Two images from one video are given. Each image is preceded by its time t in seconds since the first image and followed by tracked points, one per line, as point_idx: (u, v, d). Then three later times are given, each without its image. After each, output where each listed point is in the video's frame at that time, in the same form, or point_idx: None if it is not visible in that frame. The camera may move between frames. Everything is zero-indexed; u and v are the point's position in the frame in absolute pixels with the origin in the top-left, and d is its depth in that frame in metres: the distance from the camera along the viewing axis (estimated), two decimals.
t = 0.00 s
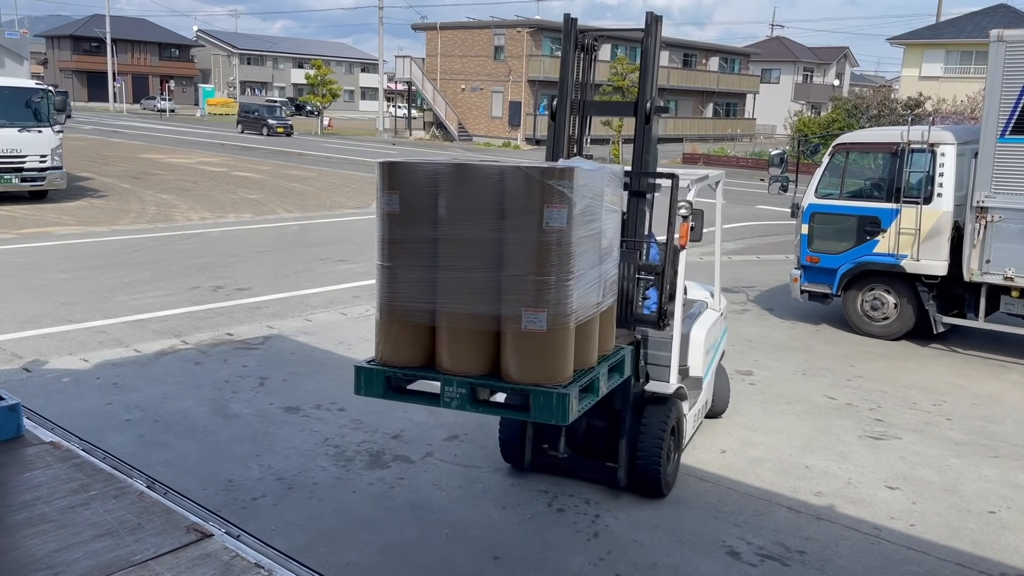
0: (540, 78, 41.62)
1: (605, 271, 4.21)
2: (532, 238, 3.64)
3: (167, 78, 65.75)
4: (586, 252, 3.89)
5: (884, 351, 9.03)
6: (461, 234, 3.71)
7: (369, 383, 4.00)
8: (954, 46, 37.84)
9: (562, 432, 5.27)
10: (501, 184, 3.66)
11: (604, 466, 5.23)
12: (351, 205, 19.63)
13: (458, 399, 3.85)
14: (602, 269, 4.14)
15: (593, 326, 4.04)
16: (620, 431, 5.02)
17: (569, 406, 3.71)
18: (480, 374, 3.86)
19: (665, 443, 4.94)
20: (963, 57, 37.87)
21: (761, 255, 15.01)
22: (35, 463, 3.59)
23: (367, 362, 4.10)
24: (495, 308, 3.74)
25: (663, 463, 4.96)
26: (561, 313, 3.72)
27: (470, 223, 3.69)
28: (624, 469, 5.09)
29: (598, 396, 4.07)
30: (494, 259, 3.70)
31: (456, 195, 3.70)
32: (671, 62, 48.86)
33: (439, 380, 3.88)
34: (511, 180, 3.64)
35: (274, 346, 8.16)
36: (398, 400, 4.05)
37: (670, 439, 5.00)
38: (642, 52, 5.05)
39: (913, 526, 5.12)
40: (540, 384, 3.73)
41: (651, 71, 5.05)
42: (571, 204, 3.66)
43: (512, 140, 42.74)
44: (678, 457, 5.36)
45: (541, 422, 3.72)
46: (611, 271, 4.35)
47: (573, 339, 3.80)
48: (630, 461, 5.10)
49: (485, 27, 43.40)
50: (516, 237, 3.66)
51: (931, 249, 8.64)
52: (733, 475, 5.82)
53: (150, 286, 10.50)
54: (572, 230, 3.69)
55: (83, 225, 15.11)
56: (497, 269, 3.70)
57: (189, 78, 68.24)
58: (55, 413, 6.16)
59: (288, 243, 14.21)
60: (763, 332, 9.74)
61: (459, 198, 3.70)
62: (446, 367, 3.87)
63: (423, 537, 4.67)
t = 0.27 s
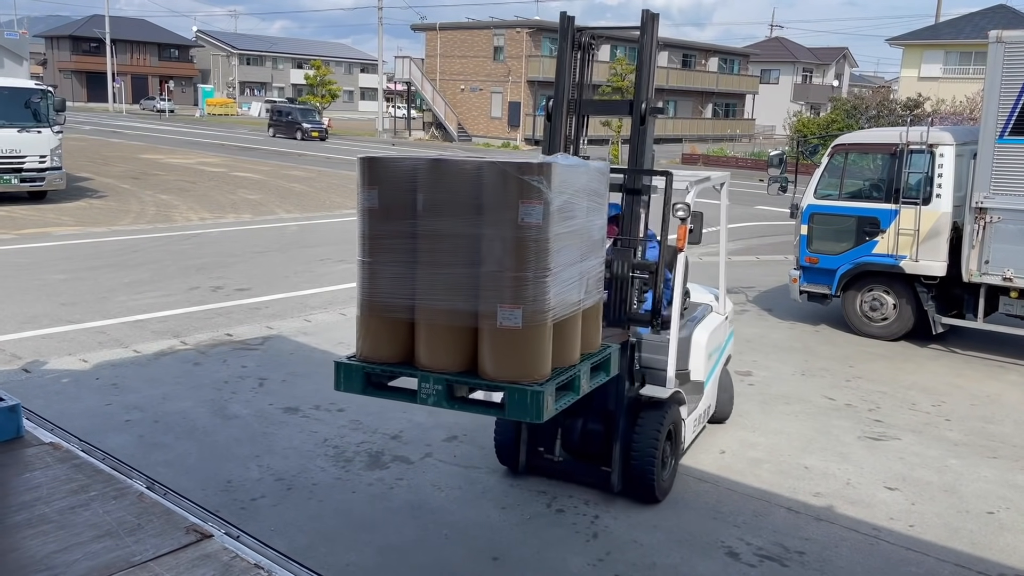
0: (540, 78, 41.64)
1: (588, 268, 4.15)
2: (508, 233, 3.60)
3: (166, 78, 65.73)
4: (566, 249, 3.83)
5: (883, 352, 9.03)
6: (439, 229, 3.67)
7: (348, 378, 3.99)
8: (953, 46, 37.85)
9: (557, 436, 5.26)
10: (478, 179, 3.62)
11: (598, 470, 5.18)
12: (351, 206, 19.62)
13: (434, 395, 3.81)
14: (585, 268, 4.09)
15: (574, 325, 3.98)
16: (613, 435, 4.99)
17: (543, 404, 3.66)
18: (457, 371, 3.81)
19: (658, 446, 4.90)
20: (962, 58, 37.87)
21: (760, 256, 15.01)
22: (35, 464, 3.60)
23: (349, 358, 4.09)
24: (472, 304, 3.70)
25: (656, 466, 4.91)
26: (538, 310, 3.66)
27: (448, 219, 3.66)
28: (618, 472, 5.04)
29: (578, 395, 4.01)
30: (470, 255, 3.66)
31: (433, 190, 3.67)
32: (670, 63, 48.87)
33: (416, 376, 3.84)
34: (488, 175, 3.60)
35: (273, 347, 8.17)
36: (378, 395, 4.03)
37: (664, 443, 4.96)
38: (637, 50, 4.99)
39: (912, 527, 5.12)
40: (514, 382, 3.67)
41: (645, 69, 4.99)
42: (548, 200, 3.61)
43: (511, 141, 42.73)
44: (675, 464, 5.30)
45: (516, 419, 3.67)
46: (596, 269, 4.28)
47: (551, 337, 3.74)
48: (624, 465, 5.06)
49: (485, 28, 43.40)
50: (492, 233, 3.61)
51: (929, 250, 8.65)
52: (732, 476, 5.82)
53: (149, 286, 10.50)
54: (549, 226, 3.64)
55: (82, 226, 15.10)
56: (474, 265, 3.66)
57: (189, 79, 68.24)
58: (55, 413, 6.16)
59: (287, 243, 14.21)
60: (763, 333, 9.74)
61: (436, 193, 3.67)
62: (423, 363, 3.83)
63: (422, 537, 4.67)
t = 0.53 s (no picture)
0: (538, 78, 41.63)
1: (570, 268, 4.09)
2: (483, 229, 3.56)
3: (164, 78, 65.68)
4: (545, 247, 3.78)
5: (880, 352, 9.04)
6: (414, 225, 3.65)
7: (326, 374, 3.96)
8: (951, 47, 37.89)
9: (551, 438, 5.23)
10: (454, 176, 3.60)
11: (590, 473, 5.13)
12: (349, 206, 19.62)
13: (409, 393, 3.77)
14: (566, 267, 4.04)
15: (553, 324, 3.92)
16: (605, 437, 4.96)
17: (516, 404, 3.60)
18: (432, 368, 3.77)
19: (650, 449, 4.85)
20: (960, 58, 37.91)
21: (758, 256, 15.03)
22: (33, 463, 3.59)
23: (328, 354, 4.06)
24: (447, 302, 3.66)
25: (648, 469, 4.86)
26: (513, 308, 3.61)
27: (423, 215, 3.64)
28: (609, 476, 5.00)
29: (557, 395, 3.94)
30: (445, 251, 3.63)
31: (410, 186, 3.65)
32: (668, 63, 48.89)
33: (391, 373, 3.80)
34: (463, 172, 3.58)
35: (271, 347, 8.17)
36: (355, 393, 4.00)
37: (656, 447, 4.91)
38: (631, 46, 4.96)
39: (909, 526, 5.13)
40: (487, 381, 3.62)
41: (640, 64, 4.96)
42: (522, 198, 3.57)
43: (509, 141, 42.73)
44: (669, 469, 5.25)
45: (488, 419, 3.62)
46: (580, 268, 4.23)
47: (526, 336, 3.69)
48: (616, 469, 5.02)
49: (483, 28, 43.40)
50: (467, 230, 3.58)
51: (928, 249, 8.66)
52: (730, 475, 5.83)
53: (147, 286, 10.50)
54: (526, 224, 3.60)
55: (80, 226, 15.09)
56: (449, 261, 3.63)
57: (187, 79, 68.19)
58: (52, 413, 6.16)
59: (285, 243, 14.21)
60: (760, 333, 9.75)
61: (412, 189, 3.65)
62: (398, 360, 3.80)
63: (420, 537, 4.67)
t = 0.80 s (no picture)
0: (535, 78, 41.63)
1: (547, 272, 3.97)
2: (451, 233, 3.45)
3: (161, 77, 65.59)
4: (518, 251, 3.66)
5: (876, 351, 9.06)
6: (383, 228, 3.56)
7: (302, 376, 3.90)
8: (947, 47, 37.96)
9: (543, 441, 5.22)
10: (422, 178, 3.49)
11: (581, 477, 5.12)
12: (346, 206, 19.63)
13: (379, 398, 3.68)
14: (544, 270, 3.92)
15: (531, 329, 3.81)
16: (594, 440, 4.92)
17: (486, 410, 3.49)
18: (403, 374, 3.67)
19: (639, 453, 4.79)
20: (957, 59, 37.97)
21: (755, 256, 15.05)
22: (28, 463, 3.59)
23: (304, 358, 3.99)
24: (415, 306, 3.56)
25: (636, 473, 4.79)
26: (482, 313, 3.50)
27: (391, 218, 3.54)
28: (597, 481, 4.96)
29: (531, 400, 3.82)
30: (413, 255, 3.53)
31: (380, 188, 3.55)
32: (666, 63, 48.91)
33: (362, 377, 3.72)
34: (431, 174, 3.47)
35: (268, 346, 8.16)
36: (329, 397, 3.92)
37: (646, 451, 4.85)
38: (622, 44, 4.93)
39: (904, 525, 5.14)
40: (456, 387, 3.52)
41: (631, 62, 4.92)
42: (492, 202, 3.45)
43: (507, 141, 42.73)
44: (662, 475, 5.19)
45: (456, 426, 3.51)
46: (558, 271, 4.11)
47: (497, 341, 3.58)
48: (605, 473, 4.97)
49: (481, 28, 43.42)
50: (435, 233, 3.47)
51: (923, 249, 8.68)
52: (726, 474, 5.84)
53: (143, 286, 10.49)
54: (496, 228, 3.48)
55: (76, 225, 15.07)
56: (418, 266, 3.52)
57: (183, 78, 68.12)
58: (48, 412, 6.15)
59: (282, 243, 14.21)
60: (757, 333, 9.76)
61: (381, 192, 3.55)
62: (369, 364, 3.72)
63: (417, 537, 4.68)
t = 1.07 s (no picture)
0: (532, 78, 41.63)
1: (522, 271, 3.85)
2: (414, 231, 3.34)
3: (157, 76, 65.47)
4: (487, 251, 3.55)
5: (872, 351, 9.07)
6: (349, 226, 3.47)
7: (271, 373, 3.82)
8: (944, 47, 38.04)
9: (533, 443, 5.19)
10: (386, 175, 3.39)
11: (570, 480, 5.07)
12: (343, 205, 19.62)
13: (346, 397, 3.60)
14: (519, 271, 3.80)
15: (503, 331, 3.71)
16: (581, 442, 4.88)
17: (449, 410, 3.39)
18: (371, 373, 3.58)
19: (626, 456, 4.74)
20: (953, 59, 38.04)
21: (751, 255, 15.08)
22: (23, 462, 3.59)
23: (276, 355, 3.92)
24: (380, 305, 3.46)
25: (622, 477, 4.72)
26: (446, 313, 3.39)
27: (357, 215, 3.45)
28: (584, 485, 4.91)
29: (502, 402, 3.71)
30: (378, 254, 3.42)
31: (346, 185, 3.46)
32: (662, 63, 48.93)
33: (330, 376, 3.64)
34: (395, 172, 3.37)
35: (264, 345, 8.16)
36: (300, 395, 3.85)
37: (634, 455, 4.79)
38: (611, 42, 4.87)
39: (899, 524, 5.15)
40: (420, 387, 3.41)
41: (620, 61, 4.86)
42: (457, 200, 3.35)
43: (503, 140, 42.71)
44: (651, 481, 5.13)
45: (420, 426, 3.40)
46: (535, 271, 3.99)
47: (464, 342, 3.47)
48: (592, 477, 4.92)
49: (477, 27, 43.44)
50: (399, 231, 3.37)
51: (918, 249, 8.69)
52: (722, 474, 5.84)
53: (139, 285, 10.48)
54: (461, 226, 3.37)
55: (72, 224, 15.05)
56: (383, 265, 3.42)
57: (180, 77, 68.02)
58: (43, 412, 6.14)
59: (279, 242, 14.20)
60: (753, 332, 9.77)
61: (347, 188, 3.46)
62: (338, 362, 3.64)
63: (413, 536, 4.68)
